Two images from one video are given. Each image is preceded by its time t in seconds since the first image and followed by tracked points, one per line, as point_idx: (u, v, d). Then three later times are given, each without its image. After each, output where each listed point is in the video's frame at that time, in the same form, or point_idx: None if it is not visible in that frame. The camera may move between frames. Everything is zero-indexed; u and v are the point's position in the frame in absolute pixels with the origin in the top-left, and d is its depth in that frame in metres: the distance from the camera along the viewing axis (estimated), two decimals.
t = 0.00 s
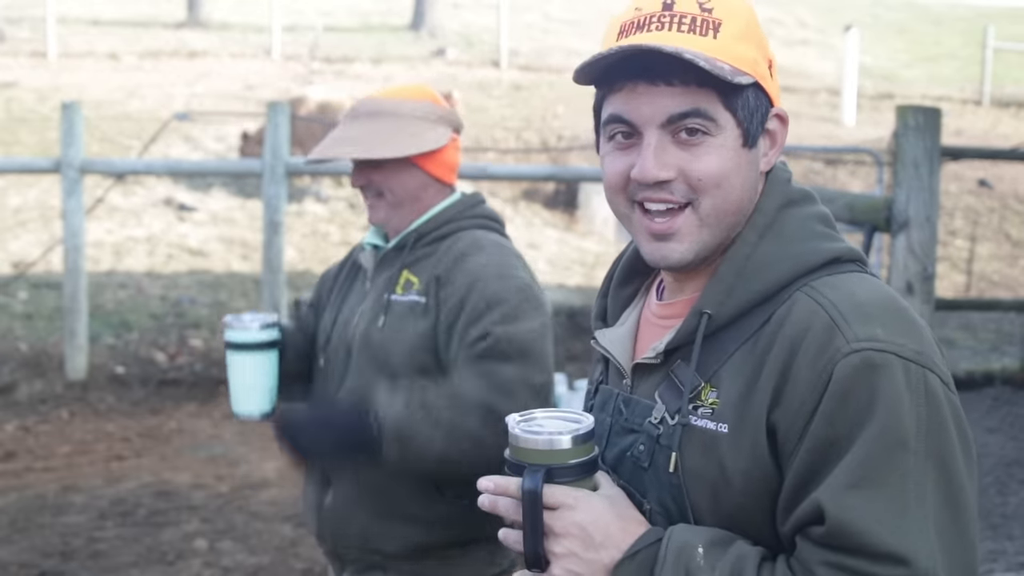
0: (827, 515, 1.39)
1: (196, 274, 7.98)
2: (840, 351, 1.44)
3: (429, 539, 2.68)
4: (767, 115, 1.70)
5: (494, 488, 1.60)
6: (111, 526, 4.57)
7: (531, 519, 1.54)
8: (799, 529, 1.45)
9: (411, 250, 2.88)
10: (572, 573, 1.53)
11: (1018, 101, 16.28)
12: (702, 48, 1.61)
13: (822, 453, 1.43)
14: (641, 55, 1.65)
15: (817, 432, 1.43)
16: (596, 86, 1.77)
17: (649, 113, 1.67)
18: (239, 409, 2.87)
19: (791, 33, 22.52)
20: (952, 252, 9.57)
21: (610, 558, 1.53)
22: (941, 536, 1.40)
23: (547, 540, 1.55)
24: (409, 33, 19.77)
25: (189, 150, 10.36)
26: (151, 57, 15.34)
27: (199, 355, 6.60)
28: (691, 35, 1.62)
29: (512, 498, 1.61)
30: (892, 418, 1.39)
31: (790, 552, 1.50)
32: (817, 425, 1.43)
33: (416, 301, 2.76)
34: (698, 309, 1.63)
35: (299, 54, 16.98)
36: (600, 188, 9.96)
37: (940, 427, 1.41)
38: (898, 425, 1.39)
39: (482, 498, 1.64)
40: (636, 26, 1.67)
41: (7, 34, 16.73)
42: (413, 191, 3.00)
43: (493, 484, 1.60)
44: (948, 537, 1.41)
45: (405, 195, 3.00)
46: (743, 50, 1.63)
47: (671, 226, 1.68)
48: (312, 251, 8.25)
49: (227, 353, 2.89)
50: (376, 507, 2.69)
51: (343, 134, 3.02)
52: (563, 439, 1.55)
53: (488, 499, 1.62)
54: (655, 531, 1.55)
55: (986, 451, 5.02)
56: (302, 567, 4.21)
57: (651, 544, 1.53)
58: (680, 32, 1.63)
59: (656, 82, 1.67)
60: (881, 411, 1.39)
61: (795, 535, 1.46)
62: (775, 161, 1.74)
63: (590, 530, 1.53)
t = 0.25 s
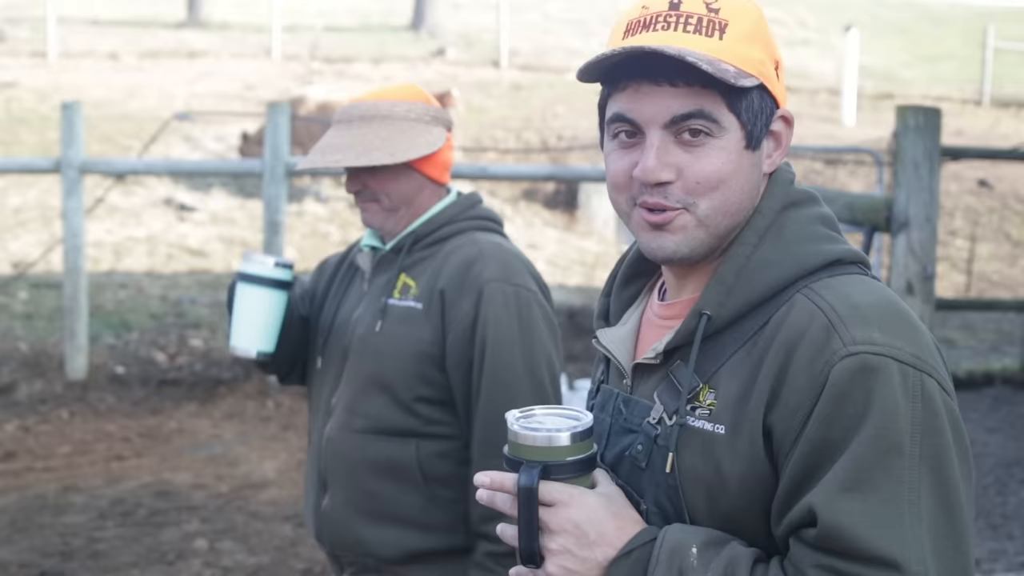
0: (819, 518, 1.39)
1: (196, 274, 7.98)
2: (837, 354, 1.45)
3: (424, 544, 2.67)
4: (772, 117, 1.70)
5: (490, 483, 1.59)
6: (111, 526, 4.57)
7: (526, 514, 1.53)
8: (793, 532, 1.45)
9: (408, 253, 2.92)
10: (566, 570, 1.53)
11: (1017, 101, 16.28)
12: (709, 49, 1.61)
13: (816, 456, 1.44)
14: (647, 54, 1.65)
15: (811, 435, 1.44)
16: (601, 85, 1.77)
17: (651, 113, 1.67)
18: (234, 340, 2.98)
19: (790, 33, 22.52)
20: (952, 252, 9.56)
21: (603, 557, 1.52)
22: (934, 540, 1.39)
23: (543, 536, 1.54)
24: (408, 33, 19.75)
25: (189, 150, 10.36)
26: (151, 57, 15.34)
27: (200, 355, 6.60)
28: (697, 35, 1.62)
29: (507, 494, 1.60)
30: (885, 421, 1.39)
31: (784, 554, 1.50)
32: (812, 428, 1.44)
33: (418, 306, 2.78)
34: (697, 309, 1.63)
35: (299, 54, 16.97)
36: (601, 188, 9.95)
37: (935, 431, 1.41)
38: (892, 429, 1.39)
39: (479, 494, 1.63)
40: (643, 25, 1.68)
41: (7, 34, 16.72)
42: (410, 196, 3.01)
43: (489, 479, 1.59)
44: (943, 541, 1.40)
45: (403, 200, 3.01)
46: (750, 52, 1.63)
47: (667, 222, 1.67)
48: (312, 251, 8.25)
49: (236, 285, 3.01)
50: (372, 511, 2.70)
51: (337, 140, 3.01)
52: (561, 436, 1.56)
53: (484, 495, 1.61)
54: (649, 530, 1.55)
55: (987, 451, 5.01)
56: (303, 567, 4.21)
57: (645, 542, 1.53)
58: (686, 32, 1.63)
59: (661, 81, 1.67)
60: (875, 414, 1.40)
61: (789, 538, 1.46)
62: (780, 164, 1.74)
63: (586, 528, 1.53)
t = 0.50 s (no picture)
0: (816, 521, 1.39)
1: (196, 274, 7.98)
2: (834, 356, 1.45)
3: (430, 547, 2.68)
4: (772, 116, 1.70)
5: (489, 482, 1.59)
6: (111, 526, 4.57)
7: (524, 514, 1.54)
8: (790, 534, 1.45)
9: (413, 253, 2.93)
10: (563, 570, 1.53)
11: (1017, 101, 16.27)
12: (707, 47, 1.61)
13: (814, 459, 1.44)
14: (646, 52, 1.65)
15: (810, 439, 1.44)
16: (602, 83, 1.77)
17: (649, 111, 1.67)
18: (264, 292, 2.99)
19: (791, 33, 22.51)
20: (952, 252, 9.56)
21: (601, 559, 1.53)
22: (931, 543, 1.39)
23: (540, 538, 1.54)
24: (408, 33, 19.75)
25: (189, 150, 10.36)
26: (151, 58, 15.33)
27: (200, 355, 6.60)
28: (696, 34, 1.62)
29: (506, 494, 1.60)
30: (884, 424, 1.39)
31: (781, 556, 1.50)
32: (810, 431, 1.44)
33: (426, 307, 2.79)
34: (696, 310, 1.64)
35: (299, 54, 16.97)
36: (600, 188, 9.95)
37: (935, 435, 1.41)
38: (891, 431, 1.39)
39: (478, 493, 1.64)
40: (643, 23, 1.68)
41: (7, 34, 16.72)
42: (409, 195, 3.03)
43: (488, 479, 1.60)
44: (939, 545, 1.40)
45: (401, 199, 3.02)
46: (748, 50, 1.63)
47: (665, 223, 1.67)
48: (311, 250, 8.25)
49: (273, 242, 3.07)
50: (377, 514, 2.71)
51: (338, 131, 3.01)
52: (560, 436, 1.56)
53: (483, 494, 1.61)
54: (647, 531, 1.55)
55: (987, 451, 5.01)
56: (303, 567, 4.21)
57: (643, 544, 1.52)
58: (685, 31, 1.63)
59: (659, 80, 1.67)
60: (873, 416, 1.40)
61: (786, 540, 1.46)
62: (779, 164, 1.74)
63: (583, 529, 1.53)
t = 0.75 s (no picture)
0: (814, 521, 1.39)
1: (196, 274, 7.98)
2: (835, 355, 1.45)
3: (440, 547, 2.71)
4: (774, 118, 1.70)
5: (487, 480, 1.60)
6: (111, 526, 4.57)
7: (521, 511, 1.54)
8: (788, 534, 1.45)
9: (419, 252, 2.95)
10: (560, 568, 1.54)
11: (1017, 101, 16.28)
12: (711, 48, 1.61)
13: (813, 459, 1.44)
14: (648, 52, 1.65)
15: (809, 437, 1.44)
16: (605, 83, 1.77)
17: (651, 112, 1.67)
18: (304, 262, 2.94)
19: (791, 33, 22.52)
20: (952, 252, 9.56)
21: (597, 557, 1.53)
22: (929, 544, 1.40)
23: (538, 535, 1.55)
24: (408, 33, 19.75)
25: (189, 150, 10.36)
26: (151, 58, 15.33)
27: (200, 355, 6.60)
28: (699, 35, 1.62)
29: (505, 491, 1.61)
30: (883, 424, 1.39)
31: (779, 557, 1.50)
32: (809, 430, 1.44)
33: (435, 305, 2.82)
34: (696, 311, 1.64)
35: (299, 54, 16.97)
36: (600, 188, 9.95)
37: (934, 436, 1.41)
38: (890, 431, 1.39)
39: (477, 489, 1.64)
40: (647, 23, 1.68)
41: (7, 34, 16.72)
42: (417, 194, 3.02)
43: (486, 476, 1.60)
44: (937, 546, 1.40)
45: (409, 197, 3.02)
46: (752, 52, 1.63)
47: (667, 223, 1.67)
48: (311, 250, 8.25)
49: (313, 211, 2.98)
50: (383, 515, 2.72)
51: (348, 125, 3.02)
52: (559, 434, 1.56)
53: (482, 491, 1.62)
54: (644, 530, 1.55)
55: (987, 451, 5.00)
56: (303, 567, 4.21)
57: (639, 542, 1.53)
58: (689, 31, 1.63)
59: (661, 80, 1.67)
60: (872, 416, 1.40)
61: (784, 540, 1.46)
62: (782, 166, 1.74)
63: (581, 526, 1.53)
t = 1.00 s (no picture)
0: (808, 520, 1.39)
1: (196, 274, 7.98)
2: (830, 356, 1.45)
3: (441, 547, 2.71)
4: (773, 117, 1.69)
5: (482, 478, 1.60)
6: (111, 526, 4.57)
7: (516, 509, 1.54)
8: (782, 534, 1.46)
9: (423, 250, 2.95)
10: (554, 566, 1.54)
11: (1017, 101, 16.28)
12: (709, 47, 1.61)
13: (808, 459, 1.44)
14: (646, 49, 1.65)
15: (805, 437, 1.44)
16: (604, 80, 1.77)
17: (649, 109, 1.67)
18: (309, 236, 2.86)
19: (791, 33, 22.52)
20: (952, 252, 9.56)
21: (592, 556, 1.53)
22: (923, 545, 1.40)
23: (533, 534, 1.55)
24: (408, 33, 19.75)
25: (189, 150, 10.36)
26: (151, 58, 15.34)
27: (200, 354, 6.60)
28: (698, 34, 1.62)
29: (500, 490, 1.61)
30: (879, 424, 1.39)
31: (773, 557, 1.50)
32: (805, 430, 1.44)
33: (440, 302, 2.83)
34: (692, 310, 1.64)
35: (299, 54, 16.97)
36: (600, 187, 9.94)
37: (929, 438, 1.41)
38: (884, 432, 1.39)
39: (472, 487, 1.64)
40: (645, 22, 1.68)
41: (7, 34, 16.72)
42: (423, 193, 3.02)
43: (481, 474, 1.60)
44: (931, 547, 1.41)
45: (415, 196, 3.02)
46: (750, 51, 1.63)
47: (665, 219, 1.67)
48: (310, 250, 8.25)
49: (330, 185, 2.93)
50: (385, 514, 2.73)
51: (355, 122, 3.02)
52: (555, 433, 1.56)
53: (477, 489, 1.62)
54: (639, 530, 1.55)
55: (987, 451, 5.00)
56: (303, 567, 4.22)
57: (633, 542, 1.53)
58: (687, 30, 1.63)
59: (659, 78, 1.67)
60: (867, 416, 1.40)
61: (779, 540, 1.46)
62: (780, 166, 1.74)
63: (575, 525, 1.54)
